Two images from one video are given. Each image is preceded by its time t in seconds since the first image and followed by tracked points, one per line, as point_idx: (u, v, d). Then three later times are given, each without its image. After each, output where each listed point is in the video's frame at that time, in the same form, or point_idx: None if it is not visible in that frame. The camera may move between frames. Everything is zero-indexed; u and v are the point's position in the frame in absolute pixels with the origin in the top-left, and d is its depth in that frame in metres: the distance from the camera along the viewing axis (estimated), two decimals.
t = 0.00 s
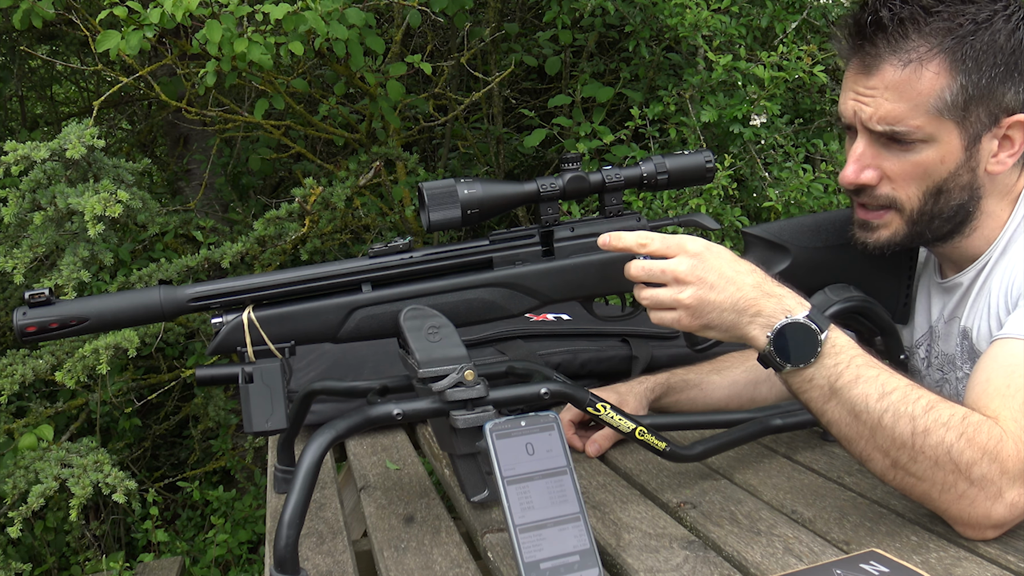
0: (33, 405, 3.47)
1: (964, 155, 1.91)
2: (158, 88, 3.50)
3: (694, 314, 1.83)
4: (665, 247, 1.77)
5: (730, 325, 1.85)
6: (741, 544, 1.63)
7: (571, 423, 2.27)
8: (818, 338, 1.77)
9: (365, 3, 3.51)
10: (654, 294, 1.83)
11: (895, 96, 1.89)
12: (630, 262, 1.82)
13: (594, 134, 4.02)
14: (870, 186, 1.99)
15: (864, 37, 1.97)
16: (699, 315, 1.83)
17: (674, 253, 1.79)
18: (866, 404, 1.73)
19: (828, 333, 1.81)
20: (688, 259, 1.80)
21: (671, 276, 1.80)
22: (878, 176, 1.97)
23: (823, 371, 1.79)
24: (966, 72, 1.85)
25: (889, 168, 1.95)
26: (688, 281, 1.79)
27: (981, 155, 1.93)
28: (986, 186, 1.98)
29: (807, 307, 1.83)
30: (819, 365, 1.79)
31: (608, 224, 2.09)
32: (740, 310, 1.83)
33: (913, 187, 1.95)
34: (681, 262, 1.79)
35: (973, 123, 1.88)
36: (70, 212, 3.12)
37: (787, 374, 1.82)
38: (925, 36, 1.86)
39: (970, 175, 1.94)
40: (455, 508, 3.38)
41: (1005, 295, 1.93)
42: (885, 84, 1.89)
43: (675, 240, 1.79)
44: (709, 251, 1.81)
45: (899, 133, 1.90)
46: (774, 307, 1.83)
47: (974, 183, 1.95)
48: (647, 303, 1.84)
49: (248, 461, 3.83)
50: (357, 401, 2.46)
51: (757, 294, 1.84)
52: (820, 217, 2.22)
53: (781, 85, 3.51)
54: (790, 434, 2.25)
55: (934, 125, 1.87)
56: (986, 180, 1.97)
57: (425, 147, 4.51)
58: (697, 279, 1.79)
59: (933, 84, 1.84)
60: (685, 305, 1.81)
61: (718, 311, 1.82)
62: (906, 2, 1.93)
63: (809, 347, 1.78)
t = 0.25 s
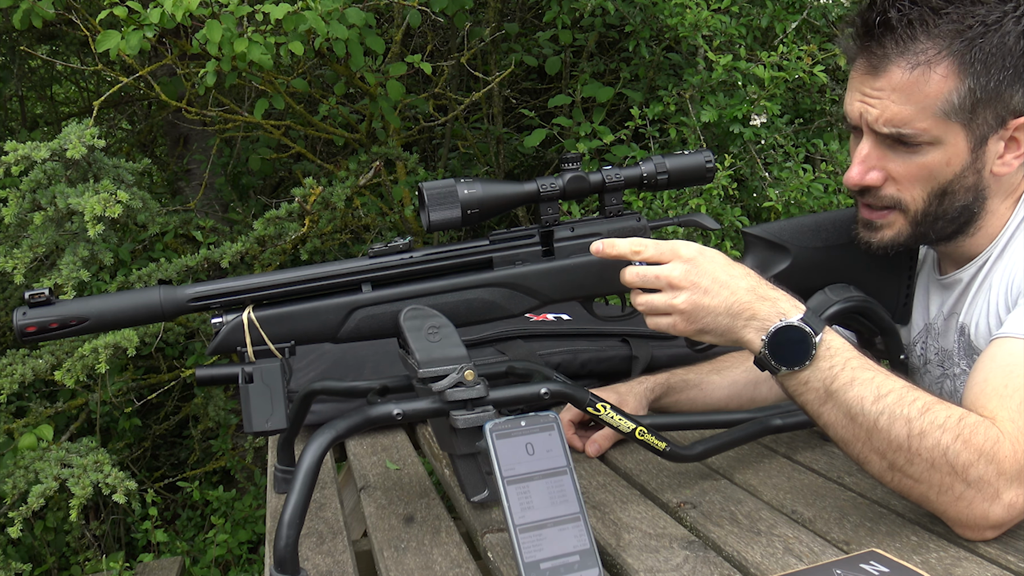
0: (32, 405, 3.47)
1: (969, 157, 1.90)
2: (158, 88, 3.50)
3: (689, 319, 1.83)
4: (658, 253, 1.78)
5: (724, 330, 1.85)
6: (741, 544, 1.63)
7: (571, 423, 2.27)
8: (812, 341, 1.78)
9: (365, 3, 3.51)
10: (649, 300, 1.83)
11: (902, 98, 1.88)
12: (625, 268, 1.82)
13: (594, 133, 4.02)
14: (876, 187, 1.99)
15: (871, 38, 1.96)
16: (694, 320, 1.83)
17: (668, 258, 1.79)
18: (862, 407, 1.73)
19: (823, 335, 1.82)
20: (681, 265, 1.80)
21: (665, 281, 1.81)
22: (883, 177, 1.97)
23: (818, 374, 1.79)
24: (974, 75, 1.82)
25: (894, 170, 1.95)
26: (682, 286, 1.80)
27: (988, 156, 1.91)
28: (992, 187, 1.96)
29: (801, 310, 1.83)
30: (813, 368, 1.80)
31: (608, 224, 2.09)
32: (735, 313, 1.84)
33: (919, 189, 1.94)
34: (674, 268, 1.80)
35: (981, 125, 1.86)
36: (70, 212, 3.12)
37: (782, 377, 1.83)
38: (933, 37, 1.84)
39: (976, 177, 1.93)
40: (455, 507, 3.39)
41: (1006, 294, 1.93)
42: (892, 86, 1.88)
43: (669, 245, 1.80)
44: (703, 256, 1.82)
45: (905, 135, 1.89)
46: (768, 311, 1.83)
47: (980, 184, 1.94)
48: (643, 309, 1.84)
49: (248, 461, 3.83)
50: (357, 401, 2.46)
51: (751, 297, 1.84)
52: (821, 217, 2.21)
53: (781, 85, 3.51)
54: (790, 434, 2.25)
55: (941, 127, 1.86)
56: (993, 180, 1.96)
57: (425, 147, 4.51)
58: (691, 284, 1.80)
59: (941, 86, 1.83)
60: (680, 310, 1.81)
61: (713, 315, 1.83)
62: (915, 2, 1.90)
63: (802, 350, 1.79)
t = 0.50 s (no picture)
0: (32, 405, 3.47)
1: (971, 158, 1.89)
2: (158, 88, 3.50)
3: (688, 322, 1.83)
4: (655, 257, 1.76)
5: (722, 332, 1.85)
6: (741, 544, 1.63)
7: (571, 423, 2.27)
8: (810, 342, 1.79)
9: (365, 2, 3.51)
10: (647, 304, 1.82)
11: (903, 102, 1.87)
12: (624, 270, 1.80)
13: (594, 133, 4.02)
14: (878, 190, 1.99)
15: (870, 41, 1.95)
16: (692, 322, 1.83)
17: (665, 262, 1.78)
18: (860, 407, 1.73)
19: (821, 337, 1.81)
20: (679, 268, 1.79)
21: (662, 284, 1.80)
22: (885, 180, 1.97)
23: (817, 375, 1.79)
24: (974, 77, 1.82)
25: (896, 173, 1.95)
26: (679, 289, 1.79)
27: (989, 157, 1.91)
28: (993, 188, 1.96)
29: (800, 312, 1.84)
30: (812, 369, 1.80)
31: (608, 223, 2.09)
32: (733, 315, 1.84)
33: (921, 191, 1.94)
34: (671, 272, 1.78)
35: (982, 126, 1.86)
36: (70, 212, 3.12)
37: (780, 378, 1.83)
38: (932, 40, 1.83)
39: (977, 178, 1.92)
40: (455, 508, 3.39)
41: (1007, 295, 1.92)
42: (892, 90, 1.87)
43: (666, 249, 1.78)
44: (700, 259, 1.81)
45: (906, 138, 1.89)
46: (767, 311, 1.83)
47: (981, 185, 1.94)
48: (641, 312, 1.83)
49: (248, 461, 3.83)
50: (357, 401, 2.46)
51: (749, 299, 1.85)
52: (820, 218, 2.21)
53: (781, 85, 3.51)
54: (790, 434, 2.25)
55: (942, 130, 1.86)
56: (994, 181, 1.96)
57: (425, 147, 4.51)
58: (688, 287, 1.79)
59: (941, 89, 1.82)
60: (677, 313, 1.81)
61: (711, 317, 1.83)
62: (914, 5, 1.90)
63: (800, 351, 1.79)
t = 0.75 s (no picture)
0: (32, 405, 3.47)
1: (969, 160, 1.89)
2: (158, 88, 3.50)
3: (686, 324, 1.83)
4: (653, 259, 1.77)
5: (722, 332, 1.85)
6: (741, 544, 1.63)
7: (571, 423, 2.27)
8: (807, 343, 1.79)
9: (365, 3, 3.51)
10: (646, 306, 1.83)
11: (900, 105, 1.87)
12: (622, 274, 1.82)
13: (594, 133, 4.02)
14: (876, 193, 1.99)
15: (867, 44, 1.95)
16: (690, 324, 1.83)
17: (663, 264, 1.79)
18: (858, 408, 1.73)
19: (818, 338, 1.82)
20: (676, 270, 1.80)
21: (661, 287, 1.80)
22: (883, 183, 1.97)
23: (814, 375, 1.80)
24: (972, 80, 1.82)
25: (895, 176, 1.95)
26: (677, 291, 1.80)
27: (988, 158, 1.91)
28: (992, 189, 1.96)
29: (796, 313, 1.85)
30: (809, 369, 1.80)
31: (608, 224, 2.09)
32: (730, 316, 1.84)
33: (919, 194, 1.94)
34: (670, 274, 1.79)
35: (980, 129, 1.86)
36: (70, 212, 3.12)
37: (779, 378, 1.84)
38: (930, 43, 1.83)
39: (975, 180, 1.92)
40: (455, 508, 3.39)
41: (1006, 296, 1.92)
42: (890, 93, 1.87)
43: (664, 251, 1.79)
44: (698, 261, 1.82)
45: (904, 141, 1.89)
46: (764, 313, 1.84)
47: (980, 187, 1.94)
48: (641, 314, 1.84)
49: (248, 461, 3.83)
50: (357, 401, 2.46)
51: (746, 300, 1.85)
52: (820, 218, 2.21)
53: (781, 85, 3.51)
54: (790, 434, 2.25)
55: (940, 132, 1.86)
56: (993, 182, 1.95)
57: (425, 147, 4.51)
58: (686, 289, 1.80)
59: (939, 92, 1.82)
60: (676, 315, 1.81)
61: (709, 319, 1.83)
62: (911, 9, 1.90)
63: (798, 351, 1.79)
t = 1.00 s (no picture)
0: (32, 405, 3.47)
1: (967, 160, 1.89)
2: (158, 88, 3.50)
3: (684, 328, 1.83)
4: (653, 262, 1.76)
5: (718, 337, 1.86)
6: (741, 544, 1.63)
7: (571, 423, 2.27)
8: (806, 346, 1.79)
9: (365, 3, 3.51)
10: (644, 308, 1.82)
11: (901, 102, 1.86)
12: (619, 274, 1.81)
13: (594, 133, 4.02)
14: (874, 192, 1.98)
15: (868, 42, 1.95)
16: (689, 328, 1.83)
17: (663, 267, 1.78)
18: (856, 410, 1.73)
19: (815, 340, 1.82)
20: (677, 273, 1.79)
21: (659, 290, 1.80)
22: (881, 181, 1.96)
23: (811, 378, 1.79)
24: (972, 78, 1.82)
25: (893, 175, 1.94)
26: (677, 295, 1.79)
27: (986, 159, 1.91)
28: (989, 191, 1.96)
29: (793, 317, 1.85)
30: (806, 371, 1.80)
31: (608, 223, 2.09)
32: (729, 320, 1.84)
33: (917, 193, 1.93)
34: (670, 277, 1.78)
35: (979, 129, 1.86)
36: (70, 212, 3.12)
37: (776, 381, 1.83)
38: (931, 41, 1.83)
39: (973, 180, 1.92)
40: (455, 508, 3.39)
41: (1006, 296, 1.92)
42: (890, 91, 1.87)
43: (664, 253, 1.78)
44: (698, 264, 1.81)
45: (904, 140, 1.88)
46: (762, 316, 1.84)
47: (977, 188, 1.94)
48: (637, 316, 1.83)
49: (248, 461, 3.83)
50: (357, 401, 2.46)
51: (745, 304, 1.85)
52: (820, 217, 2.21)
53: (781, 85, 3.51)
54: (789, 434, 2.25)
55: (940, 131, 1.86)
56: (989, 183, 1.96)
57: (425, 147, 4.52)
58: (686, 292, 1.79)
59: (939, 91, 1.82)
60: (675, 319, 1.81)
61: (708, 323, 1.83)
62: (912, 6, 1.90)
63: (796, 353, 1.79)
